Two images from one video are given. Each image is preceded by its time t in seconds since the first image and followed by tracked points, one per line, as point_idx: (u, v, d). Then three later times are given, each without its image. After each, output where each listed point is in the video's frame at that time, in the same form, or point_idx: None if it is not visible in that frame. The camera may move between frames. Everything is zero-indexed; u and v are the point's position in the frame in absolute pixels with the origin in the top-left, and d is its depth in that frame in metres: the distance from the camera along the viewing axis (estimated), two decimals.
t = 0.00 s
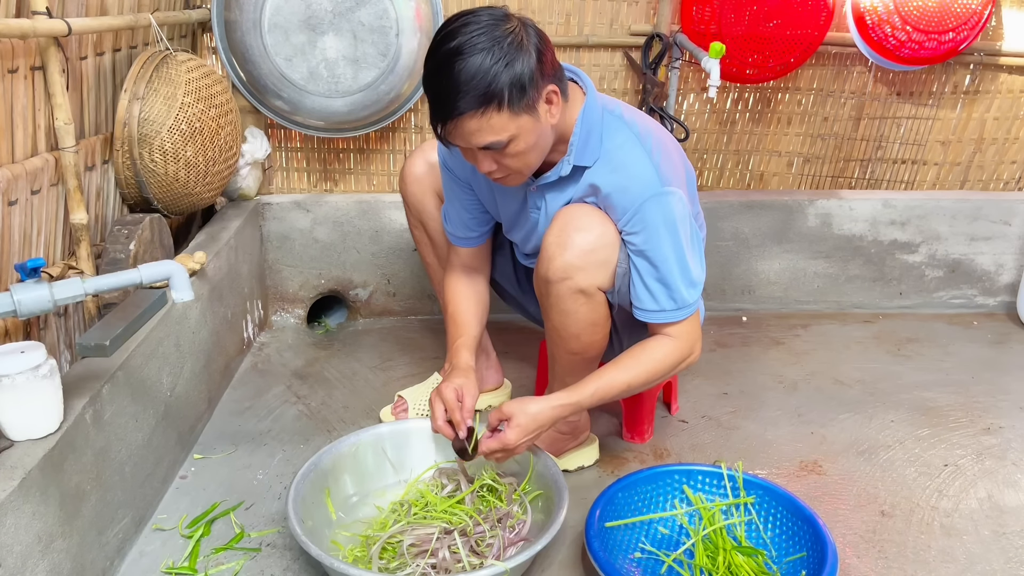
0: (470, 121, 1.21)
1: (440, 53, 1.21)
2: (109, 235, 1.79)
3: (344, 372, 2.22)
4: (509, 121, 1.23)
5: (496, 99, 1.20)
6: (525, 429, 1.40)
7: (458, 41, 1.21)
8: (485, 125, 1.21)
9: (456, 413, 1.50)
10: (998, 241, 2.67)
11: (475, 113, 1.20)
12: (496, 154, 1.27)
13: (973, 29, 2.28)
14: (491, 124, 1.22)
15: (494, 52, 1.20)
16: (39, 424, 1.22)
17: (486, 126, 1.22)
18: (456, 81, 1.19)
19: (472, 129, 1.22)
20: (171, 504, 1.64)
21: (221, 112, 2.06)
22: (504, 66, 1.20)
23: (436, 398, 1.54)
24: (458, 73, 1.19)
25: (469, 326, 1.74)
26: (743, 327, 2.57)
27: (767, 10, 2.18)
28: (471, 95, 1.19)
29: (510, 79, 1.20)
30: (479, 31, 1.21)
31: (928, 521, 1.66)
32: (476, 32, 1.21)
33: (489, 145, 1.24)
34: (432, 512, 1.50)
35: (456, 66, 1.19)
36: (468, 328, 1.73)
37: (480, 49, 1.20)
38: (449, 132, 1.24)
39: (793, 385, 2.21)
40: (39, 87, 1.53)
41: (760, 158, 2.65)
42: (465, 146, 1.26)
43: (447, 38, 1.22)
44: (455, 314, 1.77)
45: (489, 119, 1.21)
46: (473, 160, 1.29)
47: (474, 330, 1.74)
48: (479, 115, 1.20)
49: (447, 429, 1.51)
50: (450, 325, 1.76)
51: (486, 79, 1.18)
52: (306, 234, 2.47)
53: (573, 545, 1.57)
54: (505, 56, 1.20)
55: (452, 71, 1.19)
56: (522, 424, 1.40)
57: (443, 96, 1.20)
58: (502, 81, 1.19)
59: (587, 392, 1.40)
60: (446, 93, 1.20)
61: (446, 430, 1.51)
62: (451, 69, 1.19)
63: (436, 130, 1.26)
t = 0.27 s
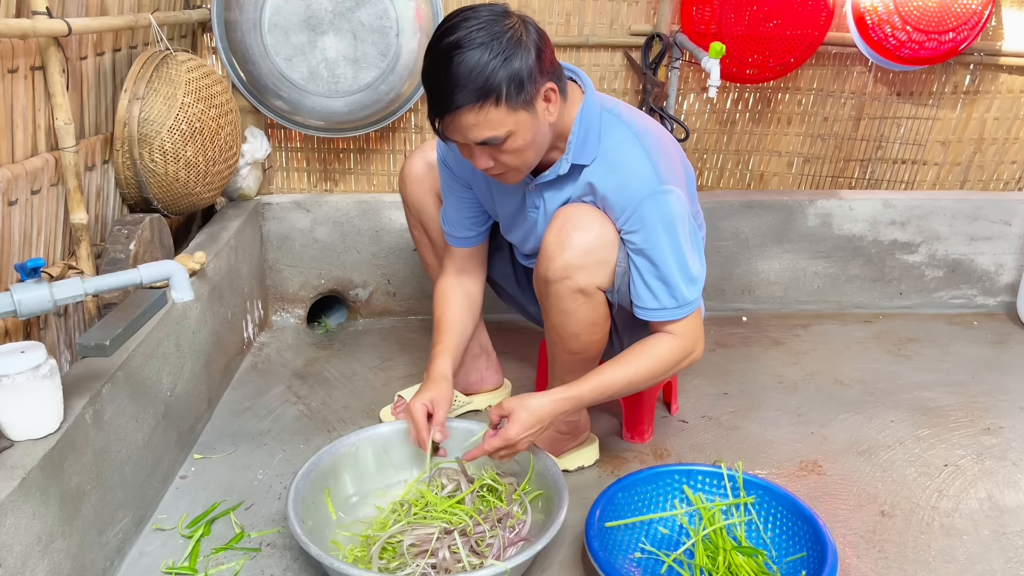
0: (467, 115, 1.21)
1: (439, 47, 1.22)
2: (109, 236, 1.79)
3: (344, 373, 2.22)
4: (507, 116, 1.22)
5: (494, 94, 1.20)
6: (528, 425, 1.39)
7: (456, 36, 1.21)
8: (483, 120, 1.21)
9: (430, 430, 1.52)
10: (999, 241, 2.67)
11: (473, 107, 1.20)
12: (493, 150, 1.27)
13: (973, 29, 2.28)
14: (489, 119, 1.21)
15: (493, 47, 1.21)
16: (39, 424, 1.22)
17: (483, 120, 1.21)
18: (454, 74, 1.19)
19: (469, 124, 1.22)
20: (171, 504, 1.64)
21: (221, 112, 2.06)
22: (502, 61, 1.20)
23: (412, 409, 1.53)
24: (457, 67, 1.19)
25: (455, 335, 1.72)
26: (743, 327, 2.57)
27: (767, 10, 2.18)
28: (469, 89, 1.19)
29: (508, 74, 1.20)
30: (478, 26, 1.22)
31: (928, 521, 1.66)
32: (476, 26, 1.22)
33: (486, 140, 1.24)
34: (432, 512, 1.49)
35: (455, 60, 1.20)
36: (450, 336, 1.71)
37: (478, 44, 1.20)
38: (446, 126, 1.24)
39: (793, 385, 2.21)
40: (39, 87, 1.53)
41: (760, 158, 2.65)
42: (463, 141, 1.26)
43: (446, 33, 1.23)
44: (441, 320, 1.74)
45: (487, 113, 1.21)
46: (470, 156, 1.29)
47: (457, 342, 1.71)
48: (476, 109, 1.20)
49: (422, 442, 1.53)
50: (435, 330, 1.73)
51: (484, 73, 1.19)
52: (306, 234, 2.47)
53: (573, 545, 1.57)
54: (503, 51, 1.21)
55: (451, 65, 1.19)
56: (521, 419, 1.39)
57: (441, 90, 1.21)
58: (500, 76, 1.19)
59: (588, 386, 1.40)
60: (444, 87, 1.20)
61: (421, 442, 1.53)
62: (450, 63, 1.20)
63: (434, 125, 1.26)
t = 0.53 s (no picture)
0: (462, 104, 1.21)
1: (435, 37, 1.23)
2: (109, 236, 1.79)
3: (344, 373, 2.22)
4: (502, 105, 1.22)
5: (489, 82, 1.20)
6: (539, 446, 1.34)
7: (452, 26, 1.22)
8: (478, 108, 1.21)
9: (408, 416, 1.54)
10: (999, 241, 2.67)
11: (468, 96, 1.20)
12: (489, 140, 1.26)
13: (973, 30, 2.28)
14: (484, 107, 1.21)
15: (487, 36, 1.21)
16: (39, 424, 1.22)
17: (479, 108, 1.21)
18: (449, 62, 1.19)
19: (465, 112, 1.22)
20: (171, 504, 1.64)
21: (221, 112, 2.06)
22: (497, 49, 1.20)
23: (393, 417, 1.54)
24: (451, 56, 1.19)
25: (444, 331, 1.70)
26: (743, 327, 2.57)
27: (767, 10, 2.18)
28: (464, 77, 1.19)
29: (503, 62, 1.20)
30: (473, 16, 1.23)
31: (928, 521, 1.66)
32: (471, 16, 1.23)
33: (482, 129, 1.23)
34: (432, 512, 1.49)
35: (450, 48, 1.20)
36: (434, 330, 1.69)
37: (473, 33, 1.21)
38: (442, 116, 1.24)
39: (793, 385, 2.21)
40: (39, 87, 1.53)
41: (760, 158, 2.65)
42: (459, 131, 1.25)
43: (442, 24, 1.24)
44: (430, 315, 1.73)
45: (482, 101, 1.21)
46: (467, 147, 1.29)
47: (440, 337, 1.68)
48: (471, 97, 1.20)
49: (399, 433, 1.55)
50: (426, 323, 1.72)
51: (479, 61, 1.19)
52: (306, 234, 2.47)
53: (573, 545, 1.57)
54: (498, 40, 1.21)
55: (446, 54, 1.20)
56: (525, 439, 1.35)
57: (436, 79, 1.21)
58: (495, 64, 1.20)
59: (592, 392, 1.36)
60: (439, 76, 1.20)
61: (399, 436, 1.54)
62: (444, 51, 1.20)
63: (431, 116, 1.26)
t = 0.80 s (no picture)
0: (447, 91, 1.21)
1: (419, 29, 1.24)
2: (109, 235, 1.79)
3: (344, 373, 2.22)
4: (487, 92, 1.23)
5: (473, 69, 1.20)
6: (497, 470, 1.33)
7: (436, 17, 1.23)
8: (463, 95, 1.21)
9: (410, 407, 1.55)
10: (998, 241, 2.67)
11: (453, 82, 1.20)
12: (476, 129, 1.26)
13: (973, 30, 2.28)
14: (469, 94, 1.22)
15: (470, 25, 1.22)
16: (39, 424, 1.22)
17: (464, 97, 1.22)
18: (432, 51, 1.20)
19: (450, 100, 1.22)
20: (171, 504, 1.64)
21: (221, 112, 2.06)
22: (479, 37, 1.21)
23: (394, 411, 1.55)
24: (434, 44, 1.20)
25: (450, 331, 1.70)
26: (743, 327, 2.57)
27: (767, 10, 2.18)
28: (448, 64, 1.20)
29: (486, 50, 1.21)
30: (457, 6, 1.24)
31: (928, 521, 1.66)
32: (454, 7, 1.24)
33: (468, 117, 1.23)
34: (431, 512, 1.49)
35: (433, 38, 1.21)
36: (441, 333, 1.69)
37: (457, 22, 1.22)
38: (429, 105, 1.24)
39: (794, 385, 2.21)
40: (39, 87, 1.53)
41: (760, 158, 2.65)
42: (446, 121, 1.26)
43: (425, 15, 1.25)
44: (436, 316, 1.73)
45: (467, 88, 1.21)
46: (455, 137, 1.29)
47: (446, 338, 1.69)
48: (456, 84, 1.20)
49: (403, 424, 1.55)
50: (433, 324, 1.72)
51: (462, 48, 1.20)
52: (306, 234, 2.47)
53: (573, 546, 1.57)
54: (480, 29, 1.22)
55: (429, 43, 1.21)
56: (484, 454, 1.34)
57: (421, 68, 1.22)
58: (478, 51, 1.20)
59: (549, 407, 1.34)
60: (423, 65, 1.21)
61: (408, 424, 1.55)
62: (428, 41, 1.21)
63: (418, 107, 1.27)
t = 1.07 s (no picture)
0: (433, 93, 1.21)
1: (405, 30, 1.25)
2: (109, 235, 1.79)
3: (344, 373, 2.22)
4: (472, 95, 1.23)
5: (458, 71, 1.20)
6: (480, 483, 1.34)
7: (422, 19, 1.24)
8: (448, 98, 1.21)
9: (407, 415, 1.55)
10: (999, 241, 2.67)
11: (437, 85, 1.20)
12: (462, 131, 1.26)
13: (973, 30, 2.28)
14: (454, 96, 1.22)
15: (455, 27, 1.22)
16: (39, 423, 1.22)
17: (448, 99, 1.22)
18: (416, 53, 1.21)
19: (435, 102, 1.22)
20: (171, 504, 1.64)
21: (221, 112, 2.06)
22: (464, 39, 1.21)
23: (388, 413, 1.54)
24: (419, 46, 1.21)
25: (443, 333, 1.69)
26: (743, 327, 2.57)
27: (767, 10, 2.18)
28: (432, 66, 1.20)
29: (470, 53, 1.21)
30: (443, 9, 1.25)
31: (928, 521, 1.66)
32: (440, 9, 1.25)
33: (454, 119, 1.24)
34: (431, 512, 1.49)
35: (418, 40, 1.22)
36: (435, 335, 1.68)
37: (442, 24, 1.23)
38: (415, 107, 1.25)
39: (793, 385, 2.21)
40: (39, 87, 1.53)
41: (760, 158, 2.65)
42: (432, 123, 1.26)
43: (412, 18, 1.25)
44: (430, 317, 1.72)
45: (452, 91, 1.21)
46: (442, 139, 1.29)
47: (440, 339, 1.68)
48: (440, 86, 1.20)
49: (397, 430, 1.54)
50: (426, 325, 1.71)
51: (446, 51, 1.20)
52: (306, 234, 2.47)
53: (572, 546, 1.57)
54: (465, 32, 1.23)
55: (415, 45, 1.21)
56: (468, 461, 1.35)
57: (406, 70, 1.22)
58: (463, 54, 1.20)
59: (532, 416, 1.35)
60: (409, 67, 1.21)
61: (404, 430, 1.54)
62: (413, 43, 1.22)
63: (404, 109, 1.27)
